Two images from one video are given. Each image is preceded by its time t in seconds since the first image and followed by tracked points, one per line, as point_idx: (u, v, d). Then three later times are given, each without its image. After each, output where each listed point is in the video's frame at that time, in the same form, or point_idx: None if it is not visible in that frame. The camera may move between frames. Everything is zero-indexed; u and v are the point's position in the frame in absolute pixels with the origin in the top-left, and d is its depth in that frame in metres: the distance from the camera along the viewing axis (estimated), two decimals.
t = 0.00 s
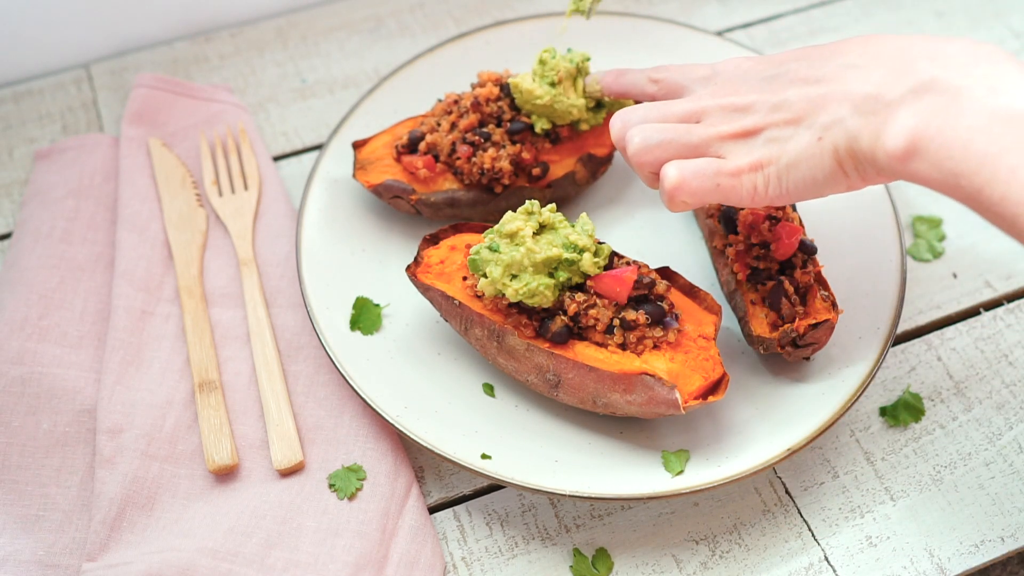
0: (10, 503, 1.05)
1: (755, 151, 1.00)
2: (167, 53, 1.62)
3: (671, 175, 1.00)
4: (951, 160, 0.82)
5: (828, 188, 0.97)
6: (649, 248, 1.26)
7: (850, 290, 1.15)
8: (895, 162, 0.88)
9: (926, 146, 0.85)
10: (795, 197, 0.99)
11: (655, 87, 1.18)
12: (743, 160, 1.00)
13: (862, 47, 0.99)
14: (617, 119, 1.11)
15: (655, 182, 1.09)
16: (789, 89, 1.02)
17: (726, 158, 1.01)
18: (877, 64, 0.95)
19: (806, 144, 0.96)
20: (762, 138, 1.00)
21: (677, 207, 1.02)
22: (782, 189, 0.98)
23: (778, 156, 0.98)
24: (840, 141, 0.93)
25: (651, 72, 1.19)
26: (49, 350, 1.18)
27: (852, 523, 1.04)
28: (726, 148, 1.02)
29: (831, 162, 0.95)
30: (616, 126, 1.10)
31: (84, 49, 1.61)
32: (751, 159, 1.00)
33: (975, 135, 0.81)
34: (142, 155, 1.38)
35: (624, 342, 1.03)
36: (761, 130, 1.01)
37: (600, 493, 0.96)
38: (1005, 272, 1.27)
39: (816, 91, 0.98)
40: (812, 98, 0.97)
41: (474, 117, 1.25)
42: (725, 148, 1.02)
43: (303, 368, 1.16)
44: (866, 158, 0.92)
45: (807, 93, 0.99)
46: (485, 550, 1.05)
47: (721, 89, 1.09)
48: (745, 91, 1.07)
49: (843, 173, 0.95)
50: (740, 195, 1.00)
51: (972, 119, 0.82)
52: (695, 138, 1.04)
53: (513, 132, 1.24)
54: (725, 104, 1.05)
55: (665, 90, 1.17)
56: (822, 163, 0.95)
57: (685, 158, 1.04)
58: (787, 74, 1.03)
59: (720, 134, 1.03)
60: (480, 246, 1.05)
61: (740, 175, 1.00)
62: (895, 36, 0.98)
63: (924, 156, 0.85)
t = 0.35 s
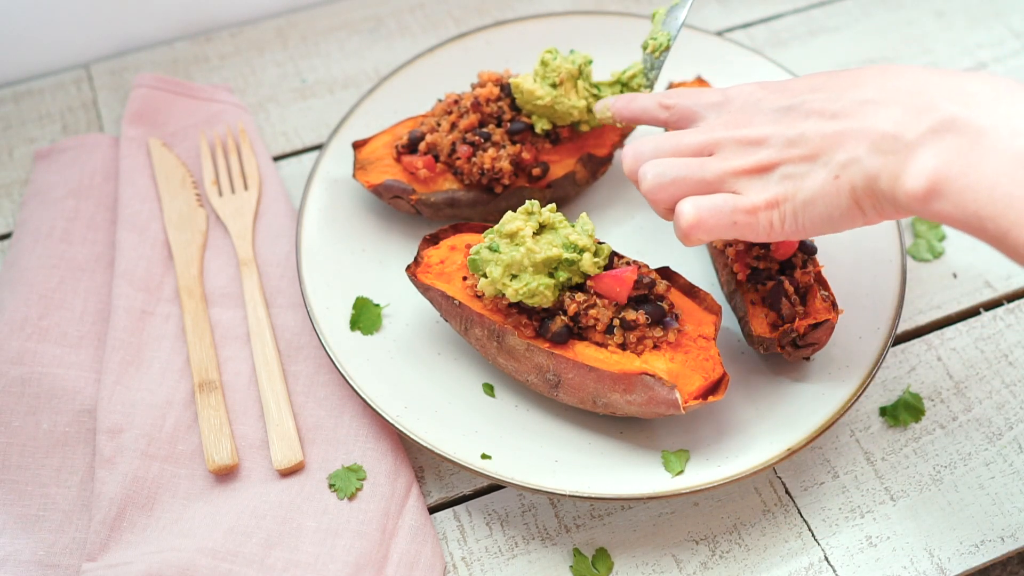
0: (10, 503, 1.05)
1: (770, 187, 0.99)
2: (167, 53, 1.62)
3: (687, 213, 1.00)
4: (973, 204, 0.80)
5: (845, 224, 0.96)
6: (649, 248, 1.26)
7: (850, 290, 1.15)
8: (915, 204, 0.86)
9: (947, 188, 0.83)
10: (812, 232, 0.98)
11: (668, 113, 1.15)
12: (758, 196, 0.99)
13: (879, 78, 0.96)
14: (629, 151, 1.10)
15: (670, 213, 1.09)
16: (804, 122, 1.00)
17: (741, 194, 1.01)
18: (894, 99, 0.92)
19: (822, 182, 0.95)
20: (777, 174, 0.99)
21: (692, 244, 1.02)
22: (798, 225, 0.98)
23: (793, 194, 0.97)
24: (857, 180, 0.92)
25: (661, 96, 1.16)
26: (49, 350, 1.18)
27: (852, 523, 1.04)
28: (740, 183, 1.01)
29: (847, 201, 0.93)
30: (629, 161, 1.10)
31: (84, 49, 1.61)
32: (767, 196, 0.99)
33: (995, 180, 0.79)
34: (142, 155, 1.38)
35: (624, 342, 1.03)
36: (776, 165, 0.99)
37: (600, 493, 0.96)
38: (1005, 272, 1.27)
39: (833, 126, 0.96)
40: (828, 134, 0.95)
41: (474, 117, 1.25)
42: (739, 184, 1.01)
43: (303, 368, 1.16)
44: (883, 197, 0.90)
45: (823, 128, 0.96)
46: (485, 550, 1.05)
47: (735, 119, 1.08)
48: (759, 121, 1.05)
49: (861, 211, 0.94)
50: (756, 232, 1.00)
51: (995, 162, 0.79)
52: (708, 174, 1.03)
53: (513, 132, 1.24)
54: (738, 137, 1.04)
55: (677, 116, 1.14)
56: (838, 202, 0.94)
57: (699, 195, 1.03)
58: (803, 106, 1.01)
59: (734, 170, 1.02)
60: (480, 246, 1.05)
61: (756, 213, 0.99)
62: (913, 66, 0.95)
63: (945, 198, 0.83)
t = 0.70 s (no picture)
0: (10, 503, 1.05)
1: (802, 197, 1.00)
2: (167, 53, 1.62)
3: (719, 225, 1.00)
4: (1009, 215, 0.83)
5: (877, 233, 0.97)
6: (648, 248, 1.26)
7: (850, 290, 1.15)
8: (949, 213, 0.89)
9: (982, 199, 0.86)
10: (843, 241, 0.99)
11: (696, 119, 1.14)
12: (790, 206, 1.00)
13: (907, 88, 0.98)
14: (659, 162, 1.10)
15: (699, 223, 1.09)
16: (834, 132, 1.01)
17: (773, 204, 1.01)
18: (925, 109, 0.94)
19: (854, 192, 0.96)
20: (809, 183, 1.00)
21: (725, 254, 1.02)
22: (830, 235, 0.98)
23: (825, 204, 0.98)
24: (890, 189, 0.93)
25: (689, 103, 1.15)
26: (49, 350, 1.18)
27: (853, 523, 1.04)
28: (772, 194, 1.01)
29: (879, 211, 0.95)
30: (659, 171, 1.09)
31: (84, 49, 1.61)
32: (799, 206, 0.99)
33: None
34: (142, 155, 1.38)
35: (624, 342, 1.03)
36: (807, 176, 1.00)
37: (600, 493, 0.96)
38: (1005, 271, 1.27)
39: (863, 136, 0.97)
40: (859, 143, 0.97)
41: (474, 117, 1.25)
42: (770, 194, 1.01)
43: (303, 368, 1.16)
44: (918, 207, 0.92)
45: (854, 138, 0.98)
46: (485, 550, 1.05)
47: (763, 127, 1.08)
48: (789, 130, 1.06)
49: (893, 220, 0.95)
50: (789, 242, 1.00)
51: None
52: (740, 184, 1.03)
53: (513, 132, 1.24)
54: (768, 145, 1.04)
55: (706, 123, 1.13)
56: (871, 211, 0.95)
57: (730, 205, 1.03)
58: (832, 114, 1.02)
59: (765, 179, 1.02)
60: (480, 246, 1.05)
61: (788, 223, 0.99)
62: (941, 74, 0.97)
63: (980, 208, 0.86)
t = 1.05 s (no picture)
0: (11, 503, 1.05)
1: (775, 163, 1.00)
2: (167, 53, 1.62)
3: (693, 186, 1.00)
4: (972, 178, 0.83)
5: (846, 203, 0.97)
6: (649, 248, 1.26)
7: (850, 290, 1.15)
8: (914, 179, 0.89)
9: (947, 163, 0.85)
10: (814, 210, 0.99)
11: (687, 95, 1.16)
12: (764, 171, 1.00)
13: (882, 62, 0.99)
14: (641, 127, 1.10)
15: (676, 188, 1.09)
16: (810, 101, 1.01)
17: (747, 169, 1.01)
18: (899, 80, 0.94)
19: (825, 159, 0.96)
20: (782, 150, 1.00)
21: (698, 216, 1.02)
22: (801, 203, 0.98)
23: (797, 169, 0.98)
24: (859, 156, 0.93)
25: (683, 81, 1.17)
26: (49, 350, 1.18)
27: (852, 523, 1.04)
28: (747, 159, 1.02)
29: (848, 177, 0.95)
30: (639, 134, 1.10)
31: (84, 49, 1.61)
32: (772, 171, 0.99)
33: (996, 153, 0.82)
34: (142, 154, 1.38)
35: (624, 342, 1.03)
36: (781, 142, 1.00)
37: (600, 493, 0.96)
38: (1005, 272, 1.27)
39: (837, 105, 0.98)
40: (832, 112, 0.97)
41: (474, 117, 1.25)
42: (745, 159, 1.02)
43: (303, 368, 1.16)
44: (885, 174, 0.92)
45: (828, 107, 0.98)
46: (485, 550, 1.05)
47: (743, 98, 1.09)
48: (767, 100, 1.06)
49: (862, 189, 0.95)
50: (760, 207, 1.00)
51: (995, 137, 0.82)
52: (716, 149, 1.03)
53: (513, 132, 1.24)
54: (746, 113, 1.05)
55: (696, 100, 1.15)
56: (840, 178, 0.95)
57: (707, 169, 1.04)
58: (808, 86, 1.03)
59: (741, 145, 1.02)
60: (480, 246, 1.05)
61: (760, 188, 0.99)
62: (915, 51, 0.99)
63: (945, 173, 0.85)
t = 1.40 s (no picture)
0: (11, 503, 1.05)
1: (765, 166, 1.00)
2: (167, 53, 1.62)
3: (682, 189, 1.00)
4: (962, 183, 0.81)
5: (836, 205, 0.97)
6: (649, 248, 1.26)
7: (850, 290, 1.15)
8: (905, 183, 0.87)
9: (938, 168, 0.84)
10: (805, 213, 0.99)
11: (665, 95, 1.15)
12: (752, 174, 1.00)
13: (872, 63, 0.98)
14: (626, 128, 1.10)
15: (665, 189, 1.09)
16: (799, 103, 1.00)
17: (736, 172, 1.01)
18: (889, 81, 0.93)
19: (816, 162, 0.96)
20: (771, 152, 1.00)
21: (686, 219, 1.02)
22: (791, 205, 0.98)
23: (786, 171, 0.98)
24: (850, 160, 0.92)
25: (660, 81, 1.17)
26: (49, 350, 1.18)
27: (852, 523, 1.04)
28: (736, 162, 1.02)
29: (839, 181, 0.94)
30: (627, 137, 1.10)
31: (85, 49, 1.61)
32: (761, 174, 0.99)
33: (986, 156, 0.80)
34: (142, 154, 1.38)
35: (624, 342, 1.03)
36: (770, 145, 1.00)
37: (600, 493, 0.96)
38: (1005, 272, 1.27)
39: (826, 107, 0.97)
40: (823, 114, 0.96)
41: (474, 117, 1.25)
42: (734, 162, 1.02)
43: (302, 368, 1.16)
44: (875, 177, 0.91)
45: (818, 109, 0.97)
46: (485, 550, 1.05)
47: (730, 98, 1.08)
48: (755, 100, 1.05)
49: (852, 191, 0.94)
50: (750, 210, 1.00)
51: (984, 141, 0.80)
52: (704, 152, 1.03)
53: (513, 132, 1.24)
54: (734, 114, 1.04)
55: (674, 99, 1.14)
56: (831, 181, 0.94)
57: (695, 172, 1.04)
58: (797, 87, 1.02)
59: (730, 148, 1.02)
60: (480, 246, 1.05)
61: (750, 191, 0.99)
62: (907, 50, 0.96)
63: (936, 178, 0.84)
